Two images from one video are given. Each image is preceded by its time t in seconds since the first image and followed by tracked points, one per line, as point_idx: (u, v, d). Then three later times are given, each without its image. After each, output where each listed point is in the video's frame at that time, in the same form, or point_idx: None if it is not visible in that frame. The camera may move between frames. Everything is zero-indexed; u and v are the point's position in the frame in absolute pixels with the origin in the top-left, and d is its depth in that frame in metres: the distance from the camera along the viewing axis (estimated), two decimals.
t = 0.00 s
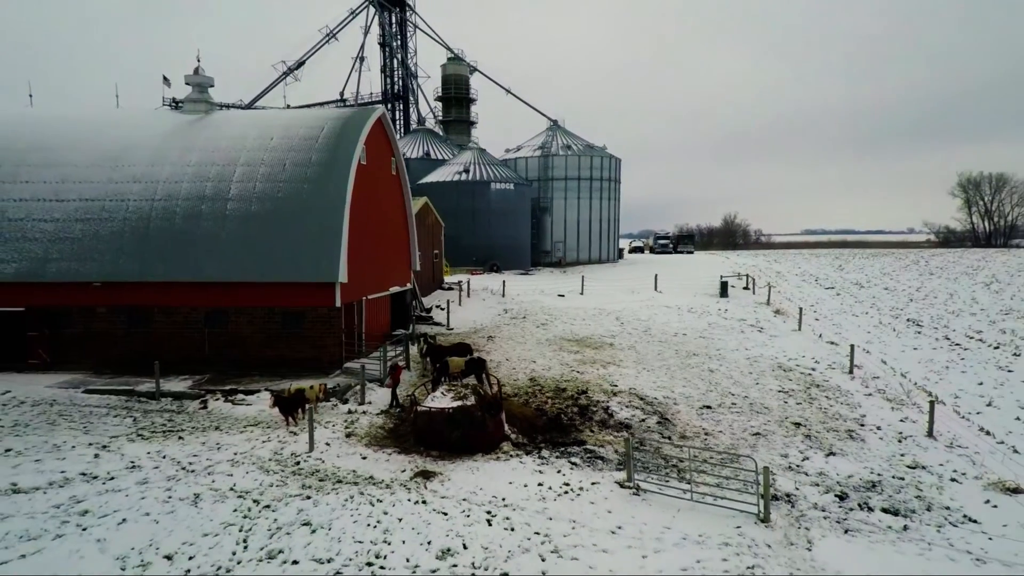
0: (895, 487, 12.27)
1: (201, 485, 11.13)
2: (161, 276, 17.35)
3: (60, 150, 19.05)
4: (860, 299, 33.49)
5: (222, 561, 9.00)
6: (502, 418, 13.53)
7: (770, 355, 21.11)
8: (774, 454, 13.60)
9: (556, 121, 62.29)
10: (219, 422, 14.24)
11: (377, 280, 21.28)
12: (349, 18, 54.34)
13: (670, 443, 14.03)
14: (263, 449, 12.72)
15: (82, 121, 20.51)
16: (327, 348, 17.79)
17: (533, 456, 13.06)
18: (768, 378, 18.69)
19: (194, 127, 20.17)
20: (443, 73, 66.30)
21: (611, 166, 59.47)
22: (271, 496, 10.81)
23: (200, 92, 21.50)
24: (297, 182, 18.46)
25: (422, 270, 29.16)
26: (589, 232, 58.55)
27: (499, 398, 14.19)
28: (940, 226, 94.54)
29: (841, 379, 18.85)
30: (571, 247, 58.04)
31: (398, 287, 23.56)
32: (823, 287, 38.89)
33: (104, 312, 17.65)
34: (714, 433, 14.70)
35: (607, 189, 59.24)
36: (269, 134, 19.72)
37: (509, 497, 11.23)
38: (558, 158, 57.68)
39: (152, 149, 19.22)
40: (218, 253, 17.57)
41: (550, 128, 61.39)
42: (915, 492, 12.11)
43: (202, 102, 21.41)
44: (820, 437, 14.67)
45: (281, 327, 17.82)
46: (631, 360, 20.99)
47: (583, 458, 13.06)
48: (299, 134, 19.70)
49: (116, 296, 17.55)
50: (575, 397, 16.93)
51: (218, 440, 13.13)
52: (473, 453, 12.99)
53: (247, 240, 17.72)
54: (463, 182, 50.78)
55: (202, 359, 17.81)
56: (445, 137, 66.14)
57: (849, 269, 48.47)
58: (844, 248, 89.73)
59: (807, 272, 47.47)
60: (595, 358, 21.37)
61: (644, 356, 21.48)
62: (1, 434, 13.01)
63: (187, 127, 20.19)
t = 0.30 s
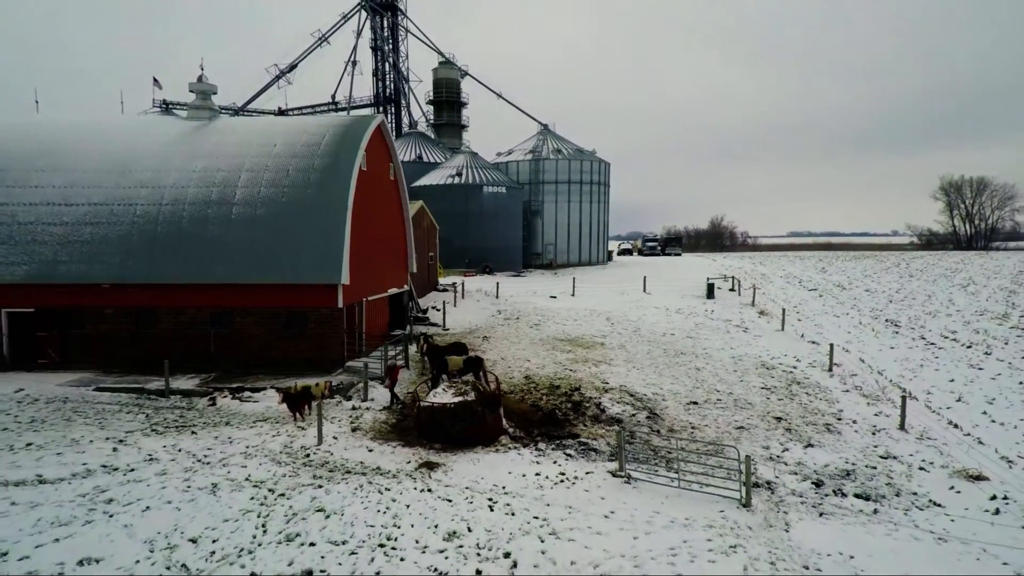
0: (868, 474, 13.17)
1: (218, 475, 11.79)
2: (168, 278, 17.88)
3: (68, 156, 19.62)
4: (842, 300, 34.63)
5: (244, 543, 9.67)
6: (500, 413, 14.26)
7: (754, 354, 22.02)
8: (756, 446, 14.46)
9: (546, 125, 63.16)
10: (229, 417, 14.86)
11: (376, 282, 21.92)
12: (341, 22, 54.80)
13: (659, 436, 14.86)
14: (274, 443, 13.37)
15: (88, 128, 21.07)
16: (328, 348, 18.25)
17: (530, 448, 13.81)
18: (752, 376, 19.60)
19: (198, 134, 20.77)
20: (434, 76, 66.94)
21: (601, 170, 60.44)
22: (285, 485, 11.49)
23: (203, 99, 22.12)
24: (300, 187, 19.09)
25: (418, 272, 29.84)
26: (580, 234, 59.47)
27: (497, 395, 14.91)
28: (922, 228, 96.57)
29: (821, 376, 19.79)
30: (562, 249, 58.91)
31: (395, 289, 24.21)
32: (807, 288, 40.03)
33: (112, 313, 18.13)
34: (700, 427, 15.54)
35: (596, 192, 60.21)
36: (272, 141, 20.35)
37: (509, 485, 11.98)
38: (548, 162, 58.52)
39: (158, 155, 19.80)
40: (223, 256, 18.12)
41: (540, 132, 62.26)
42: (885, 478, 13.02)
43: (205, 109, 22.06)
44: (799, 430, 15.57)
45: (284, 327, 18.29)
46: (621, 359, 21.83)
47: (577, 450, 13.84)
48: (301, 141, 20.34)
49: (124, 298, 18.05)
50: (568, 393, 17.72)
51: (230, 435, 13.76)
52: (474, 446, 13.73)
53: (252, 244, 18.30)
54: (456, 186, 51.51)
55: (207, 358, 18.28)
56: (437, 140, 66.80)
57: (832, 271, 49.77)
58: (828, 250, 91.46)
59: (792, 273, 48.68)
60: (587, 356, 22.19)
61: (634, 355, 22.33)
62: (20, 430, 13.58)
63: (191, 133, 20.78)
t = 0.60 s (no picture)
0: (843, 463, 14.07)
1: (233, 466, 12.47)
2: (176, 279, 18.46)
3: (77, 161, 20.20)
4: (825, 301, 35.73)
5: (263, 527, 10.37)
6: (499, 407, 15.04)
7: (739, 352, 22.96)
8: (740, 438, 15.34)
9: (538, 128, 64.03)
10: (238, 413, 15.51)
11: (376, 283, 22.62)
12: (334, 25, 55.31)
13: (648, 429, 15.70)
14: (283, 436, 14.07)
15: (95, 133, 21.64)
16: (331, 346, 18.84)
17: (527, 440, 14.60)
18: (736, 373, 20.51)
19: (203, 140, 21.41)
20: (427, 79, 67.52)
21: (591, 173, 61.41)
22: (297, 475, 12.19)
23: (208, 105, 22.82)
24: (303, 192, 19.76)
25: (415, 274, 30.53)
26: (571, 236, 60.36)
27: (496, 390, 15.68)
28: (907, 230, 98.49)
29: (802, 373, 20.75)
30: (553, 250, 59.74)
31: (393, 290, 24.90)
32: (792, 289, 41.16)
33: (120, 313, 18.68)
34: (687, 421, 16.41)
35: (587, 195, 61.14)
36: (275, 147, 21.01)
37: (508, 474, 12.76)
38: (540, 165, 59.34)
39: (164, 160, 20.41)
40: (229, 258, 18.72)
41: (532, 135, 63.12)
42: (859, 466, 13.92)
43: (210, 115, 22.76)
44: (780, 423, 16.47)
45: (288, 327, 18.88)
46: (612, 357, 22.68)
47: (571, 442, 14.64)
48: (304, 147, 21.01)
49: (132, 298, 18.62)
50: (562, 389, 18.53)
51: (240, 429, 14.44)
52: (474, 438, 14.49)
53: (256, 246, 18.91)
54: (449, 188, 52.23)
55: (213, 357, 18.85)
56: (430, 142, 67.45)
57: (816, 273, 50.97)
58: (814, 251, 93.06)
59: (778, 274, 49.83)
60: (579, 355, 23.02)
61: (624, 353, 23.19)
62: (38, 424, 14.17)
63: (196, 139, 21.41)
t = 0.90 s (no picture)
0: (818, 453, 15.01)
1: (244, 458, 13.18)
2: (181, 281, 19.08)
3: (84, 167, 20.83)
4: (808, 301, 36.87)
5: (276, 513, 11.10)
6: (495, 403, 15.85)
7: (724, 351, 23.91)
8: (723, 431, 16.24)
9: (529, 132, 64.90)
10: (244, 409, 16.19)
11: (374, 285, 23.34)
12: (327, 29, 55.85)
13: (636, 423, 16.56)
14: (290, 430, 14.79)
15: (101, 140, 22.25)
16: (332, 346, 19.51)
17: (522, 434, 15.40)
18: (721, 370, 21.45)
19: (207, 146, 22.08)
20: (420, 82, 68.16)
21: (582, 177, 62.37)
22: (306, 466, 12.93)
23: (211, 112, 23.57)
24: (305, 197, 20.45)
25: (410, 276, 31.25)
26: (561, 238, 61.25)
27: (492, 387, 16.47)
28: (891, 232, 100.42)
29: (783, 371, 21.74)
30: (544, 252, 60.62)
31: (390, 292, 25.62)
32: (777, 290, 42.30)
33: (126, 314, 19.26)
34: (673, 415, 17.30)
35: (577, 197, 62.07)
36: (277, 153, 21.70)
37: (504, 464, 13.56)
38: (531, 168, 60.20)
39: (169, 166, 21.08)
40: (233, 261, 19.36)
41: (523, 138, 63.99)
42: (833, 456, 14.87)
43: (213, 121, 23.49)
44: (761, 417, 17.40)
45: (290, 327, 19.54)
46: (602, 356, 23.55)
47: (564, 435, 15.47)
48: (305, 153, 21.71)
49: (138, 299, 19.20)
50: (554, 386, 19.36)
51: (248, 424, 15.14)
52: (472, 431, 15.27)
53: (260, 249, 19.57)
54: (442, 191, 52.99)
55: (217, 356, 19.47)
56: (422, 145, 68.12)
57: (801, 274, 52.24)
58: (799, 253, 94.98)
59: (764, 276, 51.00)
60: (570, 354, 23.87)
61: (613, 352, 24.08)
62: (54, 420, 14.79)
63: (199, 146, 22.10)
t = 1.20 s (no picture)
0: (795, 445, 15.96)
1: (255, 451, 13.93)
2: (187, 283, 19.75)
3: (91, 173, 21.49)
4: (793, 302, 37.98)
5: (288, 501, 11.88)
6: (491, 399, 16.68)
7: (709, 350, 24.87)
8: (706, 425, 17.17)
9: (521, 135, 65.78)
10: (251, 405, 16.92)
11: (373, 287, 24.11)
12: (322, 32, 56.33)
13: (625, 417, 17.45)
14: (296, 425, 15.54)
15: (107, 146, 22.91)
16: (333, 345, 20.22)
17: (517, 428, 16.25)
18: (706, 368, 22.40)
19: (210, 152, 22.78)
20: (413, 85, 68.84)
21: (573, 180, 63.36)
22: (314, 458, 13.71)
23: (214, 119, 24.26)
24: (307, 202, 21.17)
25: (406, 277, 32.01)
26: (553, 239, 62.15)
27: (489, 385, 17.30)
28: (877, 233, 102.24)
29: (765, 369, 22.73)
30: (536, 254, 61.52)
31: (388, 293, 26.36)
32: (763, 291, 43.44)
33: (133, 314, 19.90)
34: (660, 410, 18.22)
35: (569, 200, 63.02)
36: (279, 159, 22.42)
37: (501, 456, 14.39)
38: (523, 171, 61.10)
39: (174, 172, 21.76)
40: (237, 263, 20.05)
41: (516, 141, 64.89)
42: (808, 448, 15.83)
43: (216, 128, 24.16)
44: (743, 412, 18.35)
45: (293, 327, 20.24)
46: (592, 354, 24.45)
47: (556, 430, 16.33)
48: (306, 160, 22.44)
49: (144, 300, 19.84)
50: (547, 384, 20.23)
51: (256, 419, 15.88)
52: (470, 426, 16.10)
53: (263, 252, 20.26)
54: (435, 194, 53.75)
55: (221, 355, 20.14)
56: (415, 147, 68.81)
57: (787, 275, 53.48)
58: (787, 254, 96.59)
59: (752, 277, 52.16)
60: (562, 352, 24.76)
61: (603, 351, 25.00)
62: (69, 416, 15.48)
63: (203, 152, 22.80)
